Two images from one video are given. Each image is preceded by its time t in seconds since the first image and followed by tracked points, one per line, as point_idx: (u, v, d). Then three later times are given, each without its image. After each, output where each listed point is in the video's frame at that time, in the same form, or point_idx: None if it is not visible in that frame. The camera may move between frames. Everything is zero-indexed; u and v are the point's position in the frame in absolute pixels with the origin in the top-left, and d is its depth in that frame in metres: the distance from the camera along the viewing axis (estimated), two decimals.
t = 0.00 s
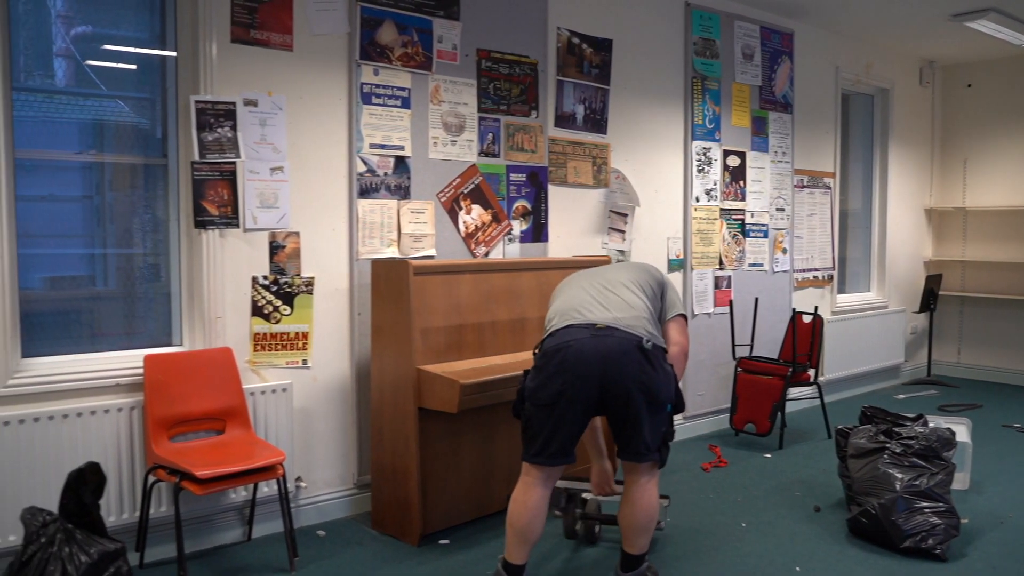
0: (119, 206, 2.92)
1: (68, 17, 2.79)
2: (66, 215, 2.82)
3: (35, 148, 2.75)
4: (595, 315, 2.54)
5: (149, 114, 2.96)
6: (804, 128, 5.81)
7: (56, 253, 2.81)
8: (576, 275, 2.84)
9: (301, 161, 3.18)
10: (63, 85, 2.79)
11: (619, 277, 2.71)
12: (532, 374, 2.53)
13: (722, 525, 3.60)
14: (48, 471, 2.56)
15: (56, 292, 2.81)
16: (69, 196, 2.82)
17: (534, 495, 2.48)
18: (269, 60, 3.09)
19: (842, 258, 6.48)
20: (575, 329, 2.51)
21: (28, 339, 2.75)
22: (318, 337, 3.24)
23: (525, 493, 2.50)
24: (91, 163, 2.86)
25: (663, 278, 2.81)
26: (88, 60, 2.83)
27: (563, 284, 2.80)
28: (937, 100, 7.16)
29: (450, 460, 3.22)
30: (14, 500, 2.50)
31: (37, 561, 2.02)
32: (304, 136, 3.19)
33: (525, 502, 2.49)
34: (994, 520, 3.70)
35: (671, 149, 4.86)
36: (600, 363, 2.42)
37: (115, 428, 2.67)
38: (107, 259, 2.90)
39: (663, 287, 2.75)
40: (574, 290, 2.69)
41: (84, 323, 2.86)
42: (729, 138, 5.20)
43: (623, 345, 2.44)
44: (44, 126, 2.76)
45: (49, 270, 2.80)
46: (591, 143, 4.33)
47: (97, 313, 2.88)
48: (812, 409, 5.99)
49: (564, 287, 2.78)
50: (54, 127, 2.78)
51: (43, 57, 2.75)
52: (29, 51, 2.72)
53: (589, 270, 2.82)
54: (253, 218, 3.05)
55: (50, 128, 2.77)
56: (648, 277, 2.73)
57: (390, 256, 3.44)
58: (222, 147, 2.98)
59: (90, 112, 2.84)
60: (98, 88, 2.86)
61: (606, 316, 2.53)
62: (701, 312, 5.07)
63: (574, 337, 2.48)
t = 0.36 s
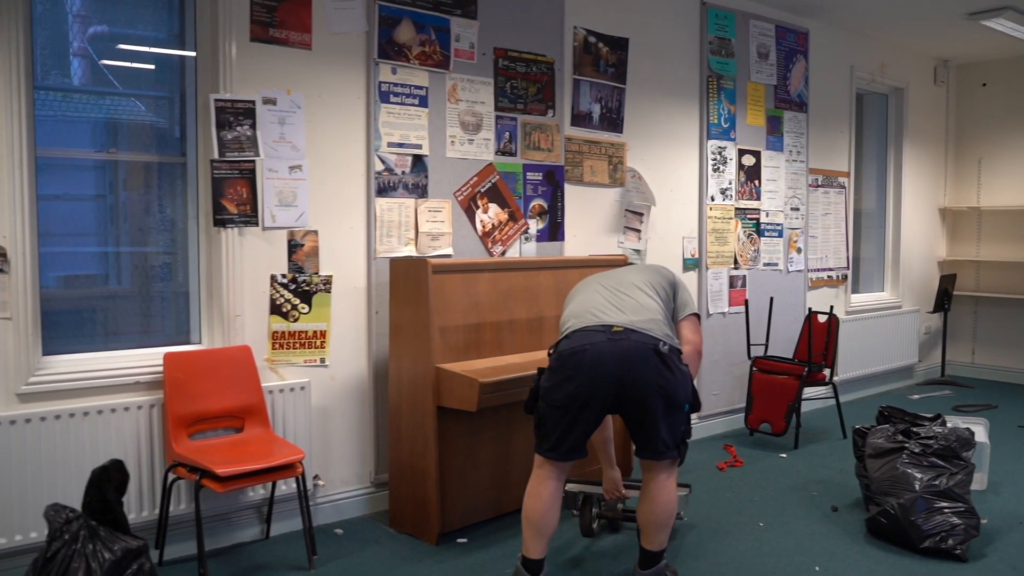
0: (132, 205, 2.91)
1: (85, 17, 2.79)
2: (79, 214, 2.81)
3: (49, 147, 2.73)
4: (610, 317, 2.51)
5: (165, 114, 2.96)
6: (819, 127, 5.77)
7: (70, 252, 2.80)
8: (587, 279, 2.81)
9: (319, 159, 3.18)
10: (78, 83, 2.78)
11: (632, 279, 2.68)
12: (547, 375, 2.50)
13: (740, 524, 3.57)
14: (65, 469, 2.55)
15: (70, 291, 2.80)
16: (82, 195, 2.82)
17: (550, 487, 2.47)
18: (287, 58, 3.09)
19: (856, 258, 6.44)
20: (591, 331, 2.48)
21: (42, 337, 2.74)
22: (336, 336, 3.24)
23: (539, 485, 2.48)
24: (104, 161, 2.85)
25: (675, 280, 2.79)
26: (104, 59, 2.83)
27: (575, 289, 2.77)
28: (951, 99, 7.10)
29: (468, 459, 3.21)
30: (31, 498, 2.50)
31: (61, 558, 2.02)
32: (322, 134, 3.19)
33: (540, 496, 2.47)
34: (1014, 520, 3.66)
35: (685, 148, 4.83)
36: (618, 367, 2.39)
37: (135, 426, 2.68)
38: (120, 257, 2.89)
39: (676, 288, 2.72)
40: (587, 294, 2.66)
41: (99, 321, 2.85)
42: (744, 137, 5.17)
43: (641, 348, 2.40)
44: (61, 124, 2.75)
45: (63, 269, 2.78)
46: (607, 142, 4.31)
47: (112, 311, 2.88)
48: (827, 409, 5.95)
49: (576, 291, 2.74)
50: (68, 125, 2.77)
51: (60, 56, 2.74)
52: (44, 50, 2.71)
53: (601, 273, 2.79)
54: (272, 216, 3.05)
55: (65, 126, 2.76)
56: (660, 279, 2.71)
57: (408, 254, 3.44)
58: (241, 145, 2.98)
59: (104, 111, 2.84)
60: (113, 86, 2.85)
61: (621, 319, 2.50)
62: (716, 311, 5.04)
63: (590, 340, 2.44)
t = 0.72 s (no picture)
0: (137, 203, 2.89)
1: (93, 15, 2.78)
2: (84, 213, 2.79)
3: (53, 145, 2.72)
4: (623, 319, 2.50)
5: (173, 112, 2.95)
6: (826, 127, 5.75)
7: (75, 251, 2.78)
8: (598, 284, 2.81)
9: (331, 158, 3.18)
10: (86, 81, 2.77)
11: (644, 282, 2.68)
12: (560, 377, 2.49)
13: (750, 523, 3.57)
14: (73, 468, 2.55)
15: (76, 289, 2.78)
16: (87, 194, 2.80)
17: (564, 485, 2.46)
18: (299, 56, 3.09)
19: (862, 257, 6.42)
20: (604, 333, 2.47)
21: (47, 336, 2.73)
22: (347, 334, 3.24)
23: (553, 482, 2.48)
24: (109, 159, 2.83)
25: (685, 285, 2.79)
26: (111, 57, 2.82)
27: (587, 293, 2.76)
28: (957, 99, 7.08)
29: (479, 457, 3.21)
30: (40, 496, 2.49)
31: (77, 556, 2.02)
32: (334, 132, 3.18)
33: (554, 493, 2.46)
34: None
35: (693, 147, 4.82)
36: (631, 369, 2.38)
37: (147, 424, 2.67)
38: (125, 256, 2.88)
39: (688, 292, 2.72)
40: (599, 298, 2.66)
41: (105, 320, 2.85)
42: (751, 137, 5.16)
43: (653, 350, 2.39)
44: (69, 122, 2.74)
45: (69, 268, 2.77)
46: (616, 141, 4.30)
47: (118, 310, 2.87)
48: (834, 408, 5.93)
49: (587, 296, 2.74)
50: (73, 123, 2.75)
51: (68, 55, 2.73)
52: (52, 49, 2.70)
53: (612, 278, 2.79)
54: (284, 215, 3.05)
55: (69, 124, 2.75)
56: (672, 283, 2.71)
57: (418, 253, 3.44)
58: (253, 143, 2.98)
59: (108, 109, 2.82)
60: (121, 84, 2.85)
61: (633, 320, 2.49)
62: (724, 311, 5.03)
63: (603, 343, 2.43)
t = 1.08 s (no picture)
0: (132, 203, 2.87)
1: (89, 14, 2.76)
2: (78, 212, 2.77)
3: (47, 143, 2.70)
4: (626, 318, 2.51)
5: (170, 111, 2.94)
6: (822, 126, 5.77)
7: (69, 250, 2.76)
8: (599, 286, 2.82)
9: (332, 156, 3.18)
10: (82, 80, 2.76)
11: (645, 283, 2.69)
12: (563, 375, 2.50)
13: (749, 521, 3.58)
14: (70, 468, 2.53)
15: (70, 289, 2.76)
16: (81, 193, 2.78)
17: (568, 482, 2.48)
18: (300, 55, 3.08)
19: (856, 257, 6.44)
20: (607, 332, 2.47)
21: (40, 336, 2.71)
22: (347, 333, 3.24)
23: (555, 479, 2.49)
24: (103, 158, 2.81)
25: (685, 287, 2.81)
26: (106, 56, 2.80)
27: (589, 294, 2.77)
28: (950, 99, 7.11)
29: (480, 456, 3.22)
30: (35, 497, 2.47)
31: (82, 555, 2.02)
32: (335, 131, 3.18)
33: (557, 490, 2.48)
34: (1020, 515, 3.67)
35: (690, 146, 4.83)
36: (635, 367, 2.39)
37: (148, 423, 2.67)
38: (119, 255, 2.86)
39: (689, 293, 2.72)
40: (600, 299, 2.67)
41: (100, 320, 2.83)
42: (748, 135, 5.17)
43: (656, 349, 2.40)
44: (64, 121, 2.73)
45: (63, 267, 2.75)
46: (613, 139, 4.31)
47: (113, 311, 2.85)
48: (830, 407, 5.96)
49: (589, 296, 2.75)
50: (66, 122, 2.73)
51: (63, 54, 2.72)
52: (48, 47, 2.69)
53: (613, 279, 2.80)
54: (284, 213, 3.05)
55: (62, 123, 2.73)
56: (672, 284, 2.72)
57: (418, 252, 3.44)
58: (254, 142, 2.98)
59: (102, 107, 2.80)
60: (117, 83, 2.83)
61: (637, 320, 2.50)
62: (720, 309, 5.05)
63: (606, 342, 2.43)
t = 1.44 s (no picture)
0: (119, 202, 2.86)
1: (78, 12, 2.75)
2: (64, 211, 2.75)
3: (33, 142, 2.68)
4: (620, 316, 2.53)
5: (161, 110, 2.93)
6: (809, 126, 5.82)
7: (55, 249, 2.74)
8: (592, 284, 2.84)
9: (326, 155, 3.18)
10: (71, 77, 2.75)
11: (638, 281, 2.72)
12: (557, 373, 2.52)
13: (741, 517, 3.61)
14: (59, 468, 2.52)
15: (57, 289, 2.74)
16: (68, 193, 2.76)
17: (563, 478, 2.50)
18: (294, 54, 3.09)
19: (844, 256, 6.50)
20: (601, 329, 2.49)
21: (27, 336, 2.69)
22: (341, 331, 3.25)
23: (551, 475, 2.51)
24: (89, 157, 2.80)
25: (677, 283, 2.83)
26: (95, 54, 2.79)
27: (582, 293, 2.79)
28: (936, 99, 7.18)
29: (474, 453, 3.24)
30: (23, 498, 2.46)
31: (79, 553, 2.02)
32: (329, 130, 3.19)
33: (552, 487, 2.49)
34: (1007, 510, 3.72)
35: (680, 145, 4.86)
36: (629, 365, 2.41)
37: (143, 421, 2.66)
38: (106, 254, 2.84)
39: (681, 290, 2.75)
40: (594, 297, 2.69)
41: (88, 319, 2.81)
42: (737, 135, 5.21)
43: (650, 347, 2.42)
44: (52, 119, 2.71)
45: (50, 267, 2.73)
46: (605, 138, 4.33)
47: (102, 310, 2.83)
48: (818, 404, 6.00)
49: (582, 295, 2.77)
50: (52, 120, 2.71)
51: (52, 52, 2.70)
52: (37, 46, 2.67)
53: (606, 278, 2.82)
54: (278, 212, 3.05)
55: (49, 121, 2.71)
56: (665, 281, 2.75)
57: (412, 250, 3.45)
58: (248, 140, 2.98)
59: (89, 106, 2.79)
60: (106, 81, 2.82)
61: (630, 317, 2.52)
62: (710, 307, 5.08)
63: (600, 339, 2.45)
